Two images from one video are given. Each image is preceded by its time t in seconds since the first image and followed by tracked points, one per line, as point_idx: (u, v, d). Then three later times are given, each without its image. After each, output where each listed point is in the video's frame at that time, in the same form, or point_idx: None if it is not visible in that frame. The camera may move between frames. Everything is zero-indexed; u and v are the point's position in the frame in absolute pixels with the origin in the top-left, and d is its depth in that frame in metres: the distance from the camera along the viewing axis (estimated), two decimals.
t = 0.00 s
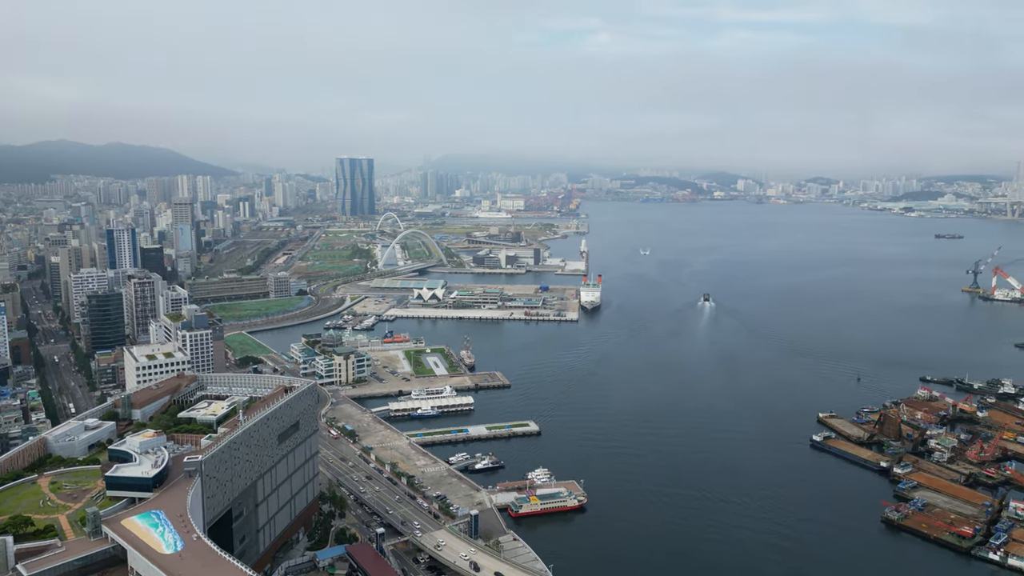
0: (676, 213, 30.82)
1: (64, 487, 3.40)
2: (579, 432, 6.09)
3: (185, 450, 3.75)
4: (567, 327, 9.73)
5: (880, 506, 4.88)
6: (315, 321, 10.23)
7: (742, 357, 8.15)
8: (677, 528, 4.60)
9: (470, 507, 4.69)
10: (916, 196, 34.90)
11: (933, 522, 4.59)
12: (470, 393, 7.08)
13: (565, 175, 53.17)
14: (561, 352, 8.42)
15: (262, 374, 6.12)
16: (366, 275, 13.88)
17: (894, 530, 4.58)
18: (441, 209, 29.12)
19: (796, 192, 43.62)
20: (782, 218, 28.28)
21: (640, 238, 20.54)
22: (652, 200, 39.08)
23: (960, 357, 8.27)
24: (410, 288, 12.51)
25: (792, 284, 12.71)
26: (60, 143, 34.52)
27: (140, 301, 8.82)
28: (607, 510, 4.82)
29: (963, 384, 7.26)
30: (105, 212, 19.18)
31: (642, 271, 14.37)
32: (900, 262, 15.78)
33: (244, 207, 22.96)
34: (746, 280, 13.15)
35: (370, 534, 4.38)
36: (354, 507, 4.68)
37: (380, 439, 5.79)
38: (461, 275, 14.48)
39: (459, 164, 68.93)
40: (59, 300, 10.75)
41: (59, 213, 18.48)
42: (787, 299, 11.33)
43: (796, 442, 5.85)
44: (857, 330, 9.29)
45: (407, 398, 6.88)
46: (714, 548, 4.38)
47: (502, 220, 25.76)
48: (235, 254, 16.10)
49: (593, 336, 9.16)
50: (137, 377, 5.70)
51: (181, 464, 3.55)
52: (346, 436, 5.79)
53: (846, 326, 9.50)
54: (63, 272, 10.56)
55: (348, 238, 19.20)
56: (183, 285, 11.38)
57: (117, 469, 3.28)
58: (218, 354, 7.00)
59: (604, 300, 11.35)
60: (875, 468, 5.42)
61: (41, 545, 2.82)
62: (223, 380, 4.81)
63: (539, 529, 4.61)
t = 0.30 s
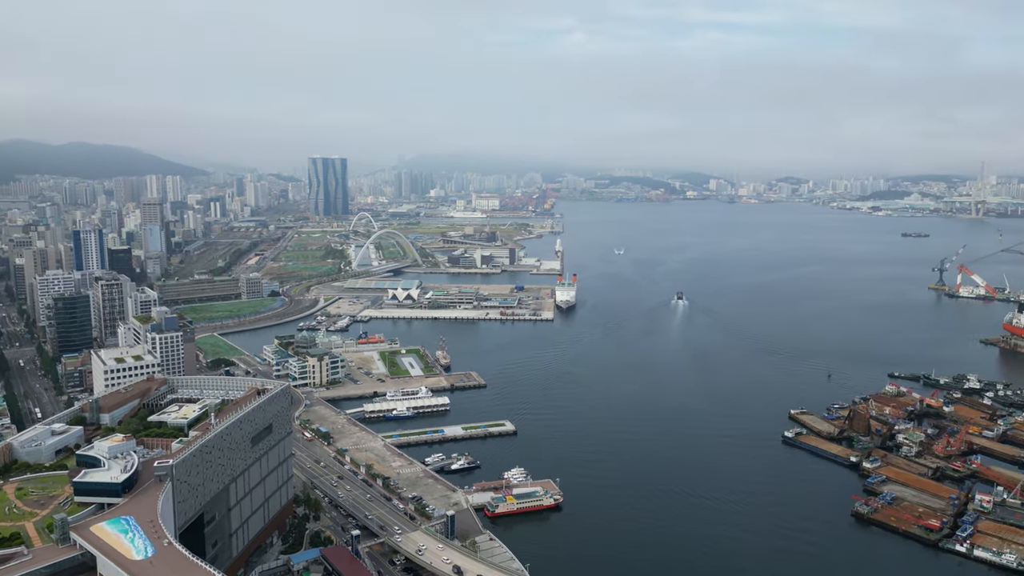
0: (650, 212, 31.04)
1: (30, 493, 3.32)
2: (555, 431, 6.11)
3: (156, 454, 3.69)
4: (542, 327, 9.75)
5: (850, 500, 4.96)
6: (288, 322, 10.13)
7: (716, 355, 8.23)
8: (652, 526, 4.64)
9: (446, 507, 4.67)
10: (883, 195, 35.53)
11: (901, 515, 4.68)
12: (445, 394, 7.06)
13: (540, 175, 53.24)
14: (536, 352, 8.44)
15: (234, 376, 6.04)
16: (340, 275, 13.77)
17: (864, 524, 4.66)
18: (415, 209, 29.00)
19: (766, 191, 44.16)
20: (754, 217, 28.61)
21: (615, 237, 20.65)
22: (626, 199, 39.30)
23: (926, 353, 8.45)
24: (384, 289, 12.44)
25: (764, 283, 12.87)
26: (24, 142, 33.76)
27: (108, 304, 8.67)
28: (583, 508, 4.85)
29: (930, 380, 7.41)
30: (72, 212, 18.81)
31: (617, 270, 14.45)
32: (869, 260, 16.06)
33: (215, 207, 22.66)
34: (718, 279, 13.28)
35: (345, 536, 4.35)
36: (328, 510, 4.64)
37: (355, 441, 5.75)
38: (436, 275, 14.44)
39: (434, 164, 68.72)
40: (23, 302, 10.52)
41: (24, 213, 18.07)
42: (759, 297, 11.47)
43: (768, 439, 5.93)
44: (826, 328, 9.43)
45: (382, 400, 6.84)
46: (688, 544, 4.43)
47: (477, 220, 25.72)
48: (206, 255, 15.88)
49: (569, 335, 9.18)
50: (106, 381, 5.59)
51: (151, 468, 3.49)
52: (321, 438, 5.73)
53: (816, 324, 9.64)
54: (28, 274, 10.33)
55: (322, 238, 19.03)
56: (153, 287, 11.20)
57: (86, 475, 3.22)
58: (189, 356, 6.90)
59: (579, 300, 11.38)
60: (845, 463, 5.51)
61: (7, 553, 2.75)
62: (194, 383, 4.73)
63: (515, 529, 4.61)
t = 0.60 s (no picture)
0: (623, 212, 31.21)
1: None
2: (531, 430, 6.11)
3: (125, 459, 3.63)
4: (518, 326, 9.76)
5: (821, 495, 5.04)
6: (261, 324, 10.01)
7: (689, 353, 8.30)
8: (627, 523, 4.66)
9: (422, 508, 4.65)
10: (851, 194, 36.13)
11: (871, 509, 4.76)
12: (421, 394, 7.03)
13: (514, 175, 53.24)
14: (512, 351, 8.44)
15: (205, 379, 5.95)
16: (313, 276, 13.65)
17: (834, 519, 4.73)
18: (389, 209, 28.85)
19: (738, 191, 44.65)
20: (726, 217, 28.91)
21: (589, 237, 20.73)
22: (600, 199, 39.46)
23: (894, 350, 8.61)
24: (358, 289, 12.36)
25: (736, 281, 13.02)
26: None
27: (74, 306, 8.50)
28: (558, 507, 4.86)
29: (897, 376, 7.56)
30: (37, 213, 18.41)
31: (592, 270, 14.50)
32: (838, 259, 16.31)
33: (184, 208, 22.33)
34: (692, 278, 13.40)
35: (320, 539, 4.31)
36: (302, 513, 4.60)
37: (329, 443, 5.70)
38: (410, 275, 14.37)
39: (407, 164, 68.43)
40: None
41: None
42: (732, 296, 11.59)
43: (741, 436, 6.00)
44: (797, 326, 9.56)
45: (356, 401, 6.79)
46: (663, 541, 4.46)
47: (451, 220, 25.65)
48: (176, 256, 15.64)
49: (544, 335, 9.20)
50: (72, 386, 5.47)
51: (120, 474, 3.42)
52: (294, 441, 5.68)
53: (787, 322, 9.78)
54: None
55: (294, 239, 18.83)
56: (121, 289, 11.01)
57: (53, 480, 3.15)
58: (159, 359, 6.79)
59: (554, 299, 11.41)
60: (816, 459, 5.59)
61: None
62: (164, 387, 4.65)
63: (491, 528, 4.61)
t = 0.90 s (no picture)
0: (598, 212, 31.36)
1: None
2: (507, 430, 6.12)
3: (93, 464, 3.56)
4: (493, 327, 9.75)
5: (793, 490, 5.11)
6: (232, 326, 9.88)
7: (663, 352, 8.37)
8: (603, 521, 4.69)
9: (397, 510, 4.63)
10: (821, 194, 36.68)
11: (841, 504, 4.84)
12: (396, 395, 6.99)
13: (488, 175, 53.22)
14: (487, 351, 8.43)
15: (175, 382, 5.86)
16: (286, 277, 13.50)
17: (806, 513, 4.80)
18: (363, 209, 28.66)
19: (710, 190, 45.10)
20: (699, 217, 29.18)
21: (563, 236, 20.79)
22: (574, 199, 39.60)
23: (863, 347, 8.77)
24: (332, 290, 12.26)
25: (709, 280, 13.15)
26: None
27: (39, 309, 8.32)
28: (534, 506, 4.87)
29: (866, 372, 7.69)
30: None
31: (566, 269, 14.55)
32: (808, 258, 16.55)
33: (153, 208, 21.96)
34: (665, 277, 13.51)
35: (294, 543, 4.26)
36: (276, 516, 4.55)
37: (303, 445, 5.65)
38: (384, 276, 14.29)
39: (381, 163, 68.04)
40: None
41: None
42: (705, 295, 11.72)
43: (714, 433, 6.06)
44: (768, 324, 9.68)
45: (330, 403, 6.74)
46: (639, 539, 4.49)
47: (425, 220, 25.55)
48: (144, 258, 15.37)
49: (519, 334, 9.21)
50: (37, 390, 5.36)
51: (88, 479, 3.36)
52: (267, 443, 5.62)
53: (759, 320, 9.91)
54: None
55: (266, 239, 18.62)
56: (88, 291, 10.80)
57: (18, 487, 3.08)
58: (128, 362, 6.67)
59: (529, 299, 11.43)
60: (787, 455, 5.67)
61: None
62: (133, 390, 4.57)
63: (467, 529, 4.60)
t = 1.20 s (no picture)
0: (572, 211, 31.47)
1: None
2: (482, 430, 6.11)
3: (59, 470, 3.49)
4: (467, 327, 9.74)
5: (765, 486, 5.18)
6: (203, 328, 9.74)
7: (637, 351, 8.43)
8: (579, 520, 4.71)
9: (372, 512, 4.60)
10: (790, 194, 37.21)
11: (812, 498, 4.91)
12: (370, 397, 6.95)
13: (461, 175, 53.12)
14: (461, 351, 8.42)
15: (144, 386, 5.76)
16: (257, 278, 13.34)
17: (778, 509, 4.86)
18: (335, 209, 28.44)
19: (681, 190, 45.52)
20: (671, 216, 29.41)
21: (537, 236, 20.83)
22: (548, 199, 39.68)
23: (832, 343, 8.92)
24: (304, 291, 12.14)
25: (681, 280, 13.27)
26: None
27: (2, 312, 8.11)
28: (511, 506, 4.87)
29: (836, 369, 7.82)
30: None
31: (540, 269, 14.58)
32: (779, 257, 16.78)
33: (121, 208, 21.56)
34: (638, 276, 13.60)
35: (267, 547, 4.21)
36: (249, 520, 4.49)
37: (276, 448, 5.58)
38: (358, 276, 14.19)
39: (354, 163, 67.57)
40: None
41: None
42: (677, 294, 11.82)
43: (687, 431, 6.12)
44: (739, 322, 9.80)
45: (303, 405, 6.67)
46: (615, 536, 4.52)
47: (399, 220, 25.43)
48: (111, 259, 15.08)
49: (494, 334, 9.20)
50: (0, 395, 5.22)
51: (54, 485, 3.29)
52: (240, 447, 5.55)
53: (731, 319, 10.02)
54: None
55: (237, 240, 18.38)
56: (53, 293, 10.56)
57: None
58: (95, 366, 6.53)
59: (503, 299, 11.42)
60: (759, 451, 5.74)
61: None
62: (101, 395, 4.48)
63: (442, 529, 4.59)
